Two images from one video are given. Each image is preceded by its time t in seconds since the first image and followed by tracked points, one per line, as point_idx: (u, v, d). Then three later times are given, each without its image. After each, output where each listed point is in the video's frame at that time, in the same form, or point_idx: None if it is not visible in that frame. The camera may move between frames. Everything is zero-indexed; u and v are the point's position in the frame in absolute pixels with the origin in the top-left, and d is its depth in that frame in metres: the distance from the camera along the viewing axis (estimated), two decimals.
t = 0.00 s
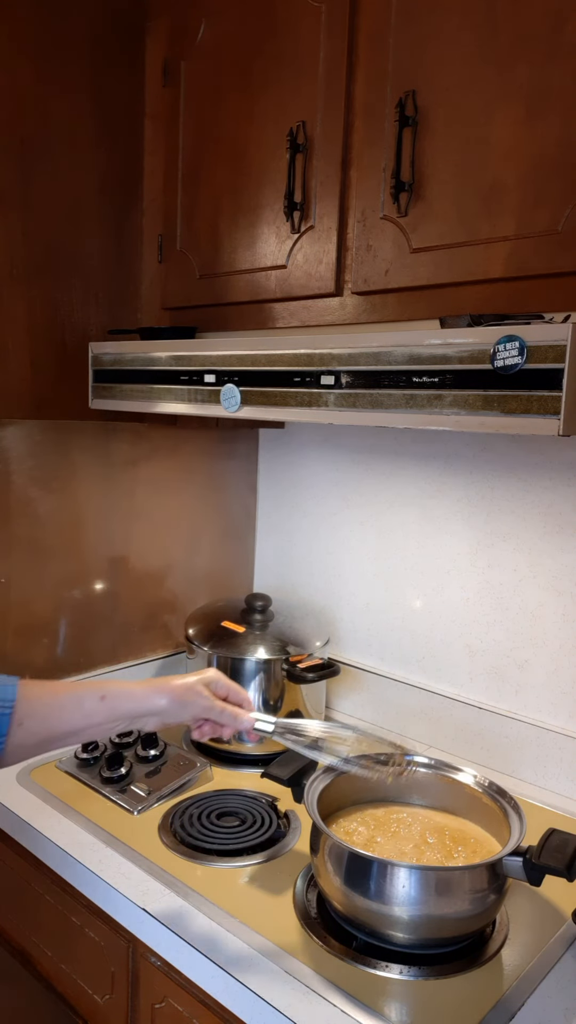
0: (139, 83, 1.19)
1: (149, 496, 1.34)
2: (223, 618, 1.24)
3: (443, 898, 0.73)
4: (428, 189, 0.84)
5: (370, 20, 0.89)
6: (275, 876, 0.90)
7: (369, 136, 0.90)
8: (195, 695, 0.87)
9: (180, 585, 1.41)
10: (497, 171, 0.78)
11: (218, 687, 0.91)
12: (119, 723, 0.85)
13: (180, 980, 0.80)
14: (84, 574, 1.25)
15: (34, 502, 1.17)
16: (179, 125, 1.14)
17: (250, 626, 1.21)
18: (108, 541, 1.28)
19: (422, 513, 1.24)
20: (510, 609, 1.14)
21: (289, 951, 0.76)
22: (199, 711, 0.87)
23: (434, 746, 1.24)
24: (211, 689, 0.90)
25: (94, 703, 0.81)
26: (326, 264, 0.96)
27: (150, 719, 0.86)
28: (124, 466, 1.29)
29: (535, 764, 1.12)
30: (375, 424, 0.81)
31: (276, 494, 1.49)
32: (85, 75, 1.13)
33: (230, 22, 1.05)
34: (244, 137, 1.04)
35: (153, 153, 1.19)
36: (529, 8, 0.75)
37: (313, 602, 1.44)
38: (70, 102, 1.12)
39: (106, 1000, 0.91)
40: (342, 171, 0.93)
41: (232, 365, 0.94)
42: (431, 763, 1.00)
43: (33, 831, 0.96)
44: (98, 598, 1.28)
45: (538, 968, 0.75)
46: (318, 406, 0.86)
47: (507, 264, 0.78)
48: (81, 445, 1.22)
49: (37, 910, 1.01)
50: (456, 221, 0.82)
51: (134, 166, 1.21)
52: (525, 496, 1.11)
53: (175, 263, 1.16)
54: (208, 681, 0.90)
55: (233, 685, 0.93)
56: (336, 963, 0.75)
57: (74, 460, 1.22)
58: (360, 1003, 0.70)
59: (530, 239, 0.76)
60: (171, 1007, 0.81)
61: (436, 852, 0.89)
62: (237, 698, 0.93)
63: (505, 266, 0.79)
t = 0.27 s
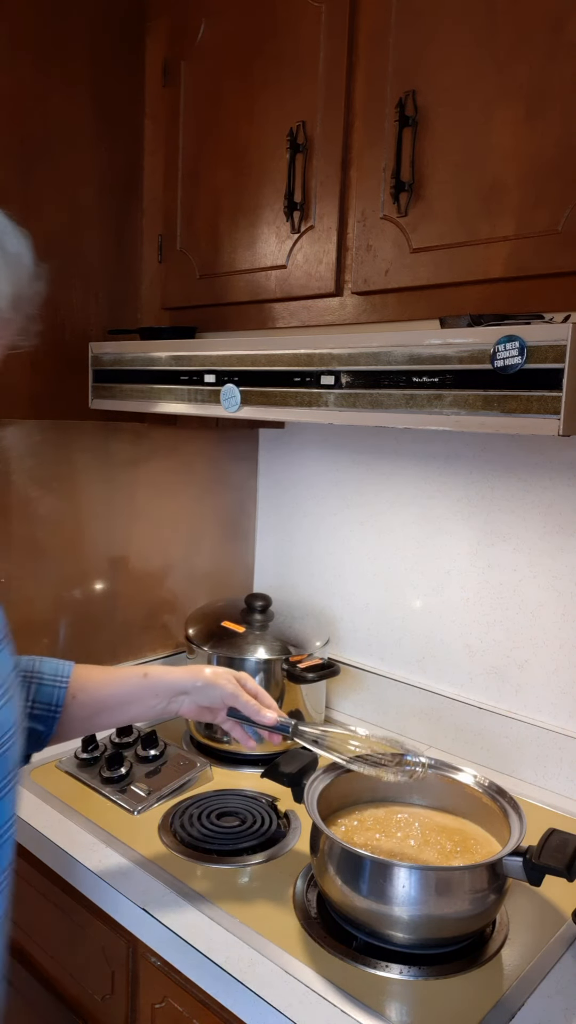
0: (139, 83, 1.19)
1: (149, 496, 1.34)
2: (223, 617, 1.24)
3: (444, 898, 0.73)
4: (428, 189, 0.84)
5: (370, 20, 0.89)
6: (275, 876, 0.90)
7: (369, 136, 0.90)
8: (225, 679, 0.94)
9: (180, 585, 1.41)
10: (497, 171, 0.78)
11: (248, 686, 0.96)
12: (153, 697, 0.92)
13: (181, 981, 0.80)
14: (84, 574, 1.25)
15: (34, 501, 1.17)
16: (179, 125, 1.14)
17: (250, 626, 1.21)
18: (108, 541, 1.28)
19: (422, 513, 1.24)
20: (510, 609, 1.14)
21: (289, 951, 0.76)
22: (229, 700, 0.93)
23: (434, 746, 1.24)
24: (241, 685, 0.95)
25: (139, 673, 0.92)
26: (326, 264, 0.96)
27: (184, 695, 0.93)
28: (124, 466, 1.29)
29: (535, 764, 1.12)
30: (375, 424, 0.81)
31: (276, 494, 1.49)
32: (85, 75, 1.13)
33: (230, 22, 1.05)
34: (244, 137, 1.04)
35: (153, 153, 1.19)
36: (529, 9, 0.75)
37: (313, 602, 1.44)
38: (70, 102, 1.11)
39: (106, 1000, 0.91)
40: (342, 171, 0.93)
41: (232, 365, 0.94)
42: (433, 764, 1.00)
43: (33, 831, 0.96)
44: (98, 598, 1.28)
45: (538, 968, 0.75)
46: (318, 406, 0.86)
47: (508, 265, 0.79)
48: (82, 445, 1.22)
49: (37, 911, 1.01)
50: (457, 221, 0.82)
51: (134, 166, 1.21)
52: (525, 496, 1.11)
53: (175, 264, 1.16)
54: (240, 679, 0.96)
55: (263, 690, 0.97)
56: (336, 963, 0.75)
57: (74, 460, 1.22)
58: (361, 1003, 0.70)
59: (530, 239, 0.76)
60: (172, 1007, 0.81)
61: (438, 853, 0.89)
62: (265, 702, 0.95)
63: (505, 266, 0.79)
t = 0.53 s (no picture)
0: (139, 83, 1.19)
1: (150, 496, 1.34)
2: (223, 617, 1.24)
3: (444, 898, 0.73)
4: (428, 189, 0.84)
5: (370, 20, 0.89)
6: (275, 876, 0.90)
7: (369, 136, 0.90)
8: (226, 688, 0.94)
9: (180, 585, 1.41)
10: (497, 171, 0.78)
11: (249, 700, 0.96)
12: (156, 697, 0.93)
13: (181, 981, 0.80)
14: (84, 574, 1.25)
15: (34, 501, 1.17)
16: (179, 126, 1.14)
17: (250, 626, 1.21)
18: (108, 541, 1.28)
19: (422, 512, 1.24)
20: (510, 609, 1.14)
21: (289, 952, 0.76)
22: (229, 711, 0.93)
23: (434, 746, 1.24)
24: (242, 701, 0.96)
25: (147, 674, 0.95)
26: (326, 264, 0.96)
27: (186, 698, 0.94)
28: (125, 466, 1.29)
29: (535, 764, 1.12)
30: (375, 424, 0.81)
31: (276, 494, 1.49)
32: (85, 75, 1.13)
33: (230, 22, 1.05)
34: (244, 137, 1.04)
35: (153, 153, 1.19)
36: (530, 8, 0.75)
37: (313, 602, 1.44)
38: (69, 102, 1.11)
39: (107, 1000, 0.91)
40: (342, 171, 0.93)
41: (232, 365, 0.94)
42: (435, 763, 1.00)
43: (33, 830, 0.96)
44: (99, 598, 1.28)
45: (538, 968, 0.75)
46: (318, 407, 0.86)
47: (508, 265, 0.79)
48: (82, 445, 1.22)
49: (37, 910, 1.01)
50: (457, 221, 0.82)
51: (134, 167, 1.21)
52: (525, 496, 1.11)
53: (175, 264, 1.16)
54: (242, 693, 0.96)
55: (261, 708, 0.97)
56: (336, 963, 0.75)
57: (75, 460, 1.22)
58: (361, 1003, 0.69)
59: (530, 239, 0.76)
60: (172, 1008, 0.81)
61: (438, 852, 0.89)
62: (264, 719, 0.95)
63: (505, 266, 0.79)
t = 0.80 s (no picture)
0: (139, 84, 1.19)
1: (150, 496, 1.34)
2: (223, 617, 1.24)
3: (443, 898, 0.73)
4: (428, 190, 0.84)
5: (370, 20, 0.89)
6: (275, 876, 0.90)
7: (369, 136, 0.90)
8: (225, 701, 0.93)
9: (181, 585, 1.41)
10: (497, 171, 0.78)
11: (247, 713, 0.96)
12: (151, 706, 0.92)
13: (181, 981, 0.80)
14: (84, 575, 1.25)
15: (34, 502, 1.17)
16: (179, 126, 1.14)
17: (250, 626, 1.21)
18: (108, 541, 1.28)
19: (422, 512, 1.24)
20: (510, 609, 1.14)
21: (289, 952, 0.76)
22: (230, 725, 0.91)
23: (434, 745, 1.24)
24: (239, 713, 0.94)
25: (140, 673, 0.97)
26: (327, 264, 0.96)
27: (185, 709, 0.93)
28: (124, 467, 1.29)
29: (535, 764, 1.12)
30: (376, 424, 0.81)
31: (276, 494, 1.49)
32: (84, 75, 1.13)
33: (230, 21, 1.05)
34: (244, 138, 1.04)
35: (154, 153, 1.19)
36: (530, 8, 0.75)
37: (314, 602, 1.44)
38: (69, 102, 1.11)
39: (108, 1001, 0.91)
40: (342, 171, 0.93)
41: (232, 365, 0.94)
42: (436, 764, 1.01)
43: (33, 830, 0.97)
44: (99, 598, 1.28)
45: (538, 967, 0.75)
46: (318, 407, 0.86)
47: (508, 265, 0.79)
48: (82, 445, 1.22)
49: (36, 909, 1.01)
50: (457, 221, 0.82)
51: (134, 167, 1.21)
52: (525, 496, 1.11)
53: (175, 264, 1.16)
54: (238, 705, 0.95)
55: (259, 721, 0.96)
56: (336, 963, 0.75)
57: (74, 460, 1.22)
58: (361, 1003, 0.69)
59: (530, 239, 0.76)
60: (173, 1008, 0.82)
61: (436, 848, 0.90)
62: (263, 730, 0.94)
63: (505, 266, 0.79)
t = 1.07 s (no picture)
0: (139, 84, 1.19)
1: (150, 497, 1.34)
2: (223, 618, 1.24)
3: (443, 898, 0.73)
4: (428, 190, 0.84)
5: (370, 20, 0.89)
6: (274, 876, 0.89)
7: (369, 136, 0.90)
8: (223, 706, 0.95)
9: (181, 585, 1.42)
10: (497, 171, 0.78)
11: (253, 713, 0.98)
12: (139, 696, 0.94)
13: (181, 981, 0.80)
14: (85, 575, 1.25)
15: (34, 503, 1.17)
16: (179, 126, 1.14)
17: (250, 626, 1.21)
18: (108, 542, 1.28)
19: (423, 512, 1.24)
20: (510, 608, 1.14)
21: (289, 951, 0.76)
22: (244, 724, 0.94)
23: (433, 745, 1.24)
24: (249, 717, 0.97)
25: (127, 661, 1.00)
26: (326, 264, 0.96)
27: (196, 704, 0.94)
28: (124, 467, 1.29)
29: (535, 764, 1.12)
30: (376, 424, 0.81)
31: (276, 494, 1.49)
32: (84, 75, 1.13)
33: (230, 22, 1.05)
34: (244, 138, 1.04)
35: (154, 153, 1.20)
36: (529, 8, 0.75)
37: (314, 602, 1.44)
38: (69, 103, 1.12)
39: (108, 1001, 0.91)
40: (342, 171, 0.93)
41: (232, 365, 0.94)
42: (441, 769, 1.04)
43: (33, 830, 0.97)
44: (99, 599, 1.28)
45: (538, 967, 0.75)
46: (318, 407, 0.86)
47: (508, 265, 0.79)
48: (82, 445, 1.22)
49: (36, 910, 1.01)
50: (457, 221, 0.82)
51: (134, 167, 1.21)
52: (525, 496, 1.11)
53: (175, 264, 1.16)
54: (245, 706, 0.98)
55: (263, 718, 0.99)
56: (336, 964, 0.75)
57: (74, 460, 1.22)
58: (361, 1004, 0.69)
59: (530, 239, 0.76)
60: (174, 1008, 0.82)
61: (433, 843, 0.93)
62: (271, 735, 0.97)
63: (505, 266, 0.79)
